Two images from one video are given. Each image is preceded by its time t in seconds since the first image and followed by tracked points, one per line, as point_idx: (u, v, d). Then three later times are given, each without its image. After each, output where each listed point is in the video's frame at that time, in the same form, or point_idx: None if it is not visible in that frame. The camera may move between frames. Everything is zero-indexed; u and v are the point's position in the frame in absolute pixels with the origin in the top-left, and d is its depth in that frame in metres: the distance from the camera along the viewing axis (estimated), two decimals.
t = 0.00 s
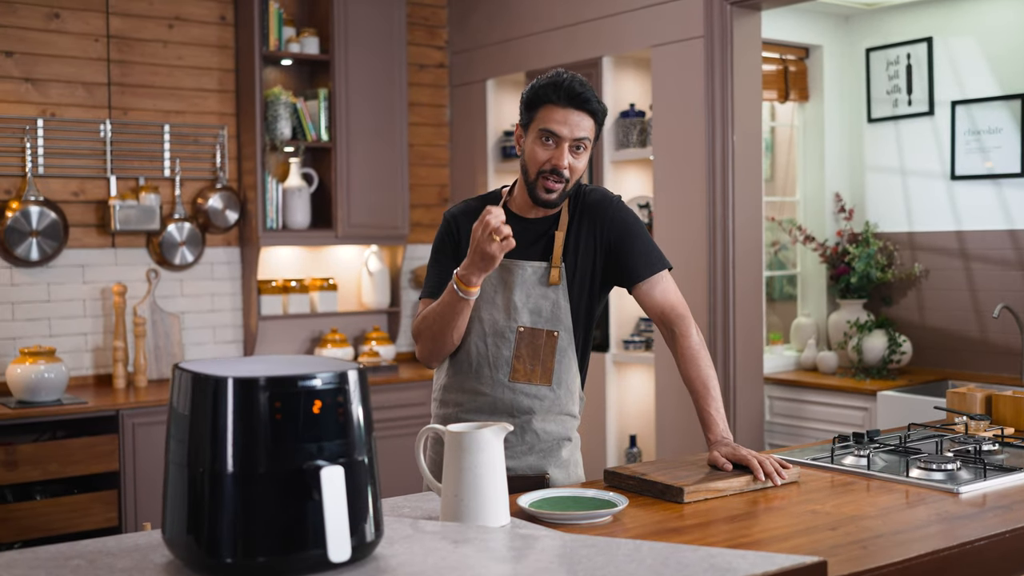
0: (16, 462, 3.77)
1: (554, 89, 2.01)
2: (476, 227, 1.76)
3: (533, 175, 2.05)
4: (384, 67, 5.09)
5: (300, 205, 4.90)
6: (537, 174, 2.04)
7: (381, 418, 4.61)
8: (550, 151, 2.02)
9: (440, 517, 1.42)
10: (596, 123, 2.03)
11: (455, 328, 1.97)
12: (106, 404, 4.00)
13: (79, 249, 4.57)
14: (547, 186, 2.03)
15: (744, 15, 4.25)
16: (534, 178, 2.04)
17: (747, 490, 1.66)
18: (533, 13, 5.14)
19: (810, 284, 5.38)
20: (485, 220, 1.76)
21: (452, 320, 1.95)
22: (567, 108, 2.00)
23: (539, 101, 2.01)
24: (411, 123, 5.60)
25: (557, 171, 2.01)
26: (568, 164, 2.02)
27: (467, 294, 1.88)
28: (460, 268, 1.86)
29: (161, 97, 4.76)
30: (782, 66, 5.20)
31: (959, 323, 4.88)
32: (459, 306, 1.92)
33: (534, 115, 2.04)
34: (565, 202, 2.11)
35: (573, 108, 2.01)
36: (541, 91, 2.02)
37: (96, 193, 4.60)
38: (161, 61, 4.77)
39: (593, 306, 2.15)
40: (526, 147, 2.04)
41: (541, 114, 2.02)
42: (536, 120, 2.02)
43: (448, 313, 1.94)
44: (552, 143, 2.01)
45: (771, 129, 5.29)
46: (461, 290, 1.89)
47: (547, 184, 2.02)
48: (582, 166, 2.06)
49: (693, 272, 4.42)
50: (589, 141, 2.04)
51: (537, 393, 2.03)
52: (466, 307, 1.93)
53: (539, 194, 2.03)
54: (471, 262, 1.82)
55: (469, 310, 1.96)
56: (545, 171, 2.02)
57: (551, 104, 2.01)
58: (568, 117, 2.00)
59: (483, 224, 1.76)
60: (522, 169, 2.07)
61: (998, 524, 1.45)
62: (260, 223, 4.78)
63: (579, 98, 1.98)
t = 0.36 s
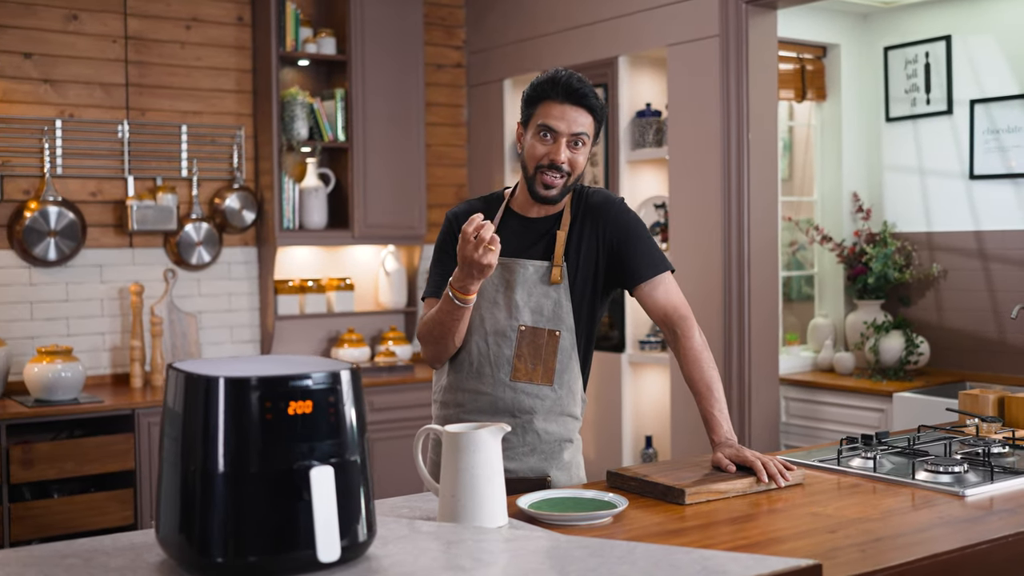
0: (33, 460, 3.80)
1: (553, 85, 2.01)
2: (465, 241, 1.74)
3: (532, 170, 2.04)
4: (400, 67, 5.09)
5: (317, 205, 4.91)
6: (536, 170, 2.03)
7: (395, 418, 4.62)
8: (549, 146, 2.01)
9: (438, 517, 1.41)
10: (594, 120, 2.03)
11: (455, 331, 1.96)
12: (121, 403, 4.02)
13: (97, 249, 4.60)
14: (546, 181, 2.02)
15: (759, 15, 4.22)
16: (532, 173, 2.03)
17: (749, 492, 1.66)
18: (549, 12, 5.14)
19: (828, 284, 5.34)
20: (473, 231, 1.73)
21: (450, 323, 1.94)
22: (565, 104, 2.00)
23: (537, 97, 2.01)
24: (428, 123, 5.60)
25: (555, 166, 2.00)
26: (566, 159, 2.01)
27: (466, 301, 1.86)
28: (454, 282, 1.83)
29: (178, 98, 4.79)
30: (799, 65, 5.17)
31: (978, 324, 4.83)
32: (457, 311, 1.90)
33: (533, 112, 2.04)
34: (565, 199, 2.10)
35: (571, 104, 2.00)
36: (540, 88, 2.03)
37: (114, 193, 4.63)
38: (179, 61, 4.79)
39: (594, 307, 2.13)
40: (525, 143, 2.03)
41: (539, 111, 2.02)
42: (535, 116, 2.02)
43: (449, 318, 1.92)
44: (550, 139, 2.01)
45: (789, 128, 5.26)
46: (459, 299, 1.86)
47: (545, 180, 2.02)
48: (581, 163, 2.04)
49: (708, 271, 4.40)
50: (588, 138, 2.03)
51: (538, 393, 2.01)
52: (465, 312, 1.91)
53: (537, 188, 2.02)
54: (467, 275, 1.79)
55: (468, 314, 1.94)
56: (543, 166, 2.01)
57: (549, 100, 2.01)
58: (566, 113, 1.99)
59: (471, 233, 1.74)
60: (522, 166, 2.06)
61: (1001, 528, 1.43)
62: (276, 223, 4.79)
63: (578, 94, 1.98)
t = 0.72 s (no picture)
0: (48, 460, 3.83)
1: (551, 84, 2.01)
2: (465, 238, 1.74)
3: (532, 169, 2.04)
4: (415, 68, 5.10)
5: (332, 206, 4.93)
6: (535, 168, 2.03)
7: (407, 418, 4.64)
8: (548, 144, 2.01)
9: (431, 518, 1.41)
10: (593, 119, 2.03)
11: (456, 331, 1.97)
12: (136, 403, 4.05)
13: (113, 250, 4.64)
14: (546, 178, 2.02)
15: (773, 14, 4.21)
16: (532, 172, 2.03)
17: (747, 494, 1.66)
18: (564, 13, 5.13)
19: (844, 285, 5.31)
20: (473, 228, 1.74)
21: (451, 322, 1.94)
22: (564, 102, 2.00)
23: (536, 96, 2.01)
24: (444, 124, 5.61)
25: (554, 163, 2.00)
26: (565, 156, 2.00)
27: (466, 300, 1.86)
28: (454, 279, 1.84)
29: (194, 99, 4.81)
30: (814, 65, 5.14)
31: (995, 326, 4.79)
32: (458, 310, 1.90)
33: (532, 111, 2.04)
34: (565, 198, 2.10)
35: (569, 102, 2.00)
36: (538, 87, 2.03)
37: (130, 194, 4.66)
38: (195, 63, 4.82)
39: (594, 309, 2.12)
40: (524, 142, 2.03)
41: (539, 109, 2.02)
42: (534, 114, 2.02)
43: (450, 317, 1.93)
44: (549, 137, 2.01)
45: (805, 128, 5.24)
46: (459, 296, 1.87)
47: (545, 178, 2.02)
48: (581, 160, 2.04)
49: (721, 273, 4.39)
50: (587, 136, 2.03)
51: (537, 394, 2.02)
52: (465, 311, 1.91)
53: (537, 187, 2.02)
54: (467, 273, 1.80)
55: (469, 313, 1.95)
56: (543, 164, 2.01)
57: (548, 99, 2.01)
58: (565, 111, 1.99)
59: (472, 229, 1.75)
60: (522, 165, 2.06)
61: (999, 532, 1.42)
62: (291, 223, 4.81)
63: (576, 93, 1.98)
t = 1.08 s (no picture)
0: (62, 458, 3.86)
1: (551, 88, 2.02)
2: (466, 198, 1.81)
3: (532, 174, 2.05)
4: (428, 68, 5.11)
5: (345, 206, 4.95)
6: (535, 172, 2.04)
7: (419, 418, 4.65)
8: (547, 149, 2.02)
9: (426, 519, 1.41)
10: (594, 123, 2.03)
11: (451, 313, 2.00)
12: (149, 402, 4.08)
13: (128, 250, 4.67)
14: (546, 183, 2.02)
15: (785, 15, 4.19)
16: (532, 176, 2.04)
17: (746, 497, 1.65)
18: (577, 14, 5.14)
19: (858, 285, 5.28)
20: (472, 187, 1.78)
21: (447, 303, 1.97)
22: (564, 107, 2.01)
23: (536, 100, 2.02)
24: (458, 125, 5.62)
25: (553, 168, 2.01)
26: (565, 161, 2.01)
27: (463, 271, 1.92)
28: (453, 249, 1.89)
29: (208, 100, 4.84)
30: (828, 64, 5.12)
31: (1010, 327, 4.75)
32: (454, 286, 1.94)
33: (532, 116, 2.05)
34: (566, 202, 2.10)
35: (569, 106, 2.01)
36: (538, 92, 2.04)
37: (145, 195, 4.70)
38: (209, 64, 4.85)
39: (595, 311, 2.12)
40: (524, 147, 2.05)
41: (538, 114, 2.03)
42: (533, 119, 2.03)
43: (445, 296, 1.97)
44: (548, 141, 2.01)
45: (818, 127, 5.17)
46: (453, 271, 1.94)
47: (544, 182, 2.02)
48: (581, 165, 2.05)
49: (733, 274, 4.38)
50: (587, 140, 2.03)
51: (539, 395, 2.03)
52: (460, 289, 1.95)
53: (538, 191, 2.02)
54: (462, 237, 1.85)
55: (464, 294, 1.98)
56: (542, 168, 2.02)
57: (548, 103, 2.02)
58: (565, 115, 2.00)
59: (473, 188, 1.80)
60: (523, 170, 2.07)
61: (996, 536, 1.41)
62: (305, 224, 4.83)
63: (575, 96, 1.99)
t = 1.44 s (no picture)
0: (77, 456, 3.89)
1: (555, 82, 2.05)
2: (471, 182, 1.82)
3: (536, 166, 2.06)
4: (442, 69, 5.12)
5: (360, 206, 4.96)
6: (540, 164, 2.04)
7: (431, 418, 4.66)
8: (551, 141, 2.04)
9: (423, 518, 1.42)
10: (598, 117, 2.05)
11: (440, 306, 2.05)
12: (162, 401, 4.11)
13: (143, 250, 4.71)
14: (551, 173, 2.02)
15: (797, 14, 4.18)
16: (536, 167, 2.04)
17: (746, 497, 1.65)
18: (591, 14, 5.14)
19: (872, 286, 5.25)
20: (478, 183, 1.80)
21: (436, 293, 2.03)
22: (568, 99, 2.03)
23: (540, 94, 2.05)
24: (472, 125, 5.63)
25: (558, 158, 2.02)
26: (569, 152, 2.02)
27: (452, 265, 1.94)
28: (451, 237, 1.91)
29: (223, 101, 4.87)
30: (841, 64, 5.10)
31: None
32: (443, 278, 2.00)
33: (537, 110, 2.07)
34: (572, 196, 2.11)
35: (573, 99, 2.03)
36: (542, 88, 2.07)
37: (160, 195, 4.73)
38: (224, 66, 4.88)
39: (600, 310, 2.12)
40: (529, 140, 2.06)
41: (543, 107, 2.05)
42: (538, 112, 2.05)
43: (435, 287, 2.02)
44: (552, 133, 2.03)
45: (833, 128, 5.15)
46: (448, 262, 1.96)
47: (549, 172, 2.02)
48: (585, 158, 2.06)
49: (745, 274, 4.36)
50: (591, 133, 2.05)
51: (542, 393, 2.02)
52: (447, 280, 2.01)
53: (542, 181, 2.02)
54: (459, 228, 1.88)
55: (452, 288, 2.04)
56: (547, 159, 2.03)
57: (552, 97, 2.04)
58: (569, 107, 2.02)
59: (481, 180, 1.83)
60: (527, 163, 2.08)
61: (993, 538, 1.41)
62: (319, 224, 4.86)
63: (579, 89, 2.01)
